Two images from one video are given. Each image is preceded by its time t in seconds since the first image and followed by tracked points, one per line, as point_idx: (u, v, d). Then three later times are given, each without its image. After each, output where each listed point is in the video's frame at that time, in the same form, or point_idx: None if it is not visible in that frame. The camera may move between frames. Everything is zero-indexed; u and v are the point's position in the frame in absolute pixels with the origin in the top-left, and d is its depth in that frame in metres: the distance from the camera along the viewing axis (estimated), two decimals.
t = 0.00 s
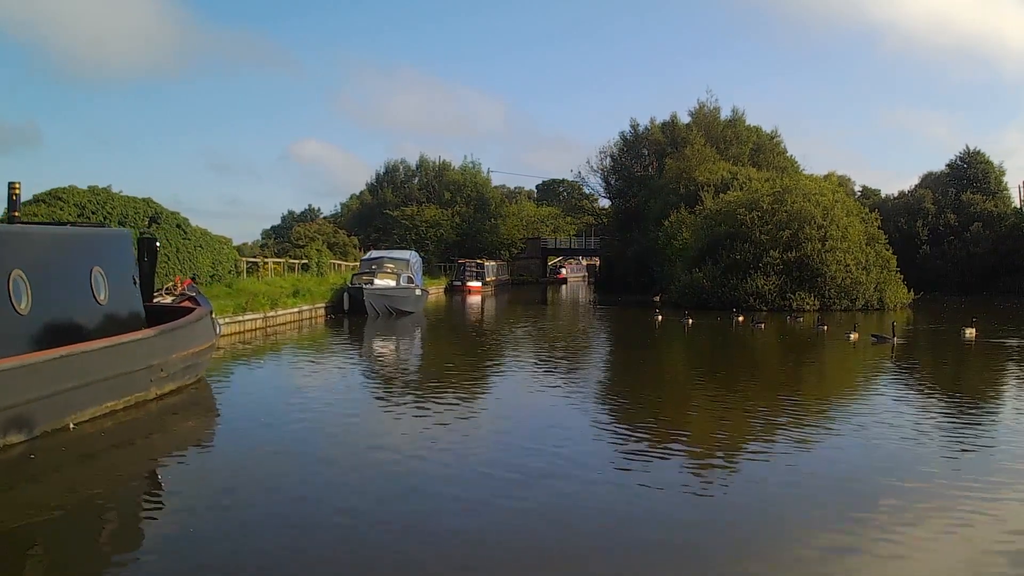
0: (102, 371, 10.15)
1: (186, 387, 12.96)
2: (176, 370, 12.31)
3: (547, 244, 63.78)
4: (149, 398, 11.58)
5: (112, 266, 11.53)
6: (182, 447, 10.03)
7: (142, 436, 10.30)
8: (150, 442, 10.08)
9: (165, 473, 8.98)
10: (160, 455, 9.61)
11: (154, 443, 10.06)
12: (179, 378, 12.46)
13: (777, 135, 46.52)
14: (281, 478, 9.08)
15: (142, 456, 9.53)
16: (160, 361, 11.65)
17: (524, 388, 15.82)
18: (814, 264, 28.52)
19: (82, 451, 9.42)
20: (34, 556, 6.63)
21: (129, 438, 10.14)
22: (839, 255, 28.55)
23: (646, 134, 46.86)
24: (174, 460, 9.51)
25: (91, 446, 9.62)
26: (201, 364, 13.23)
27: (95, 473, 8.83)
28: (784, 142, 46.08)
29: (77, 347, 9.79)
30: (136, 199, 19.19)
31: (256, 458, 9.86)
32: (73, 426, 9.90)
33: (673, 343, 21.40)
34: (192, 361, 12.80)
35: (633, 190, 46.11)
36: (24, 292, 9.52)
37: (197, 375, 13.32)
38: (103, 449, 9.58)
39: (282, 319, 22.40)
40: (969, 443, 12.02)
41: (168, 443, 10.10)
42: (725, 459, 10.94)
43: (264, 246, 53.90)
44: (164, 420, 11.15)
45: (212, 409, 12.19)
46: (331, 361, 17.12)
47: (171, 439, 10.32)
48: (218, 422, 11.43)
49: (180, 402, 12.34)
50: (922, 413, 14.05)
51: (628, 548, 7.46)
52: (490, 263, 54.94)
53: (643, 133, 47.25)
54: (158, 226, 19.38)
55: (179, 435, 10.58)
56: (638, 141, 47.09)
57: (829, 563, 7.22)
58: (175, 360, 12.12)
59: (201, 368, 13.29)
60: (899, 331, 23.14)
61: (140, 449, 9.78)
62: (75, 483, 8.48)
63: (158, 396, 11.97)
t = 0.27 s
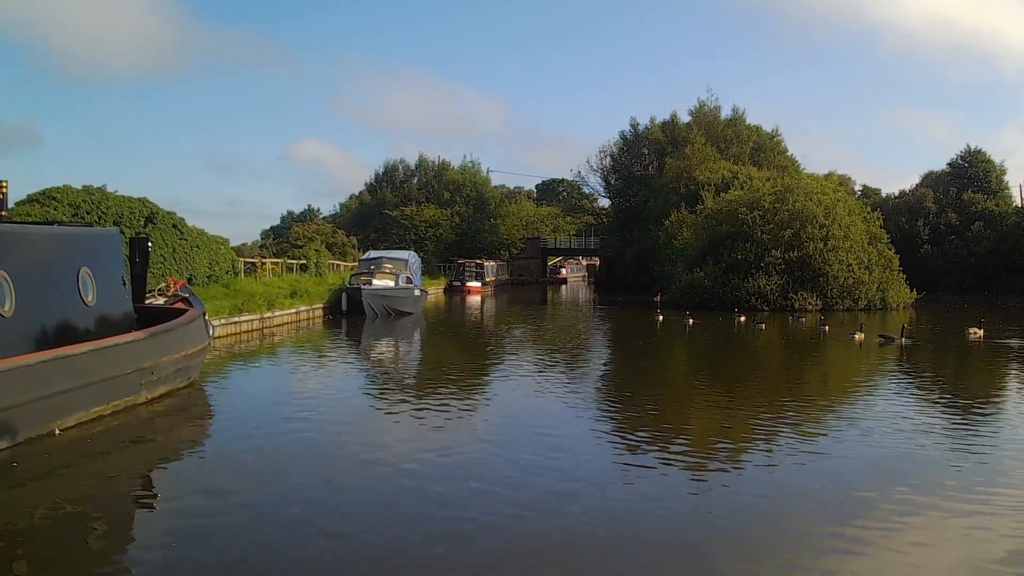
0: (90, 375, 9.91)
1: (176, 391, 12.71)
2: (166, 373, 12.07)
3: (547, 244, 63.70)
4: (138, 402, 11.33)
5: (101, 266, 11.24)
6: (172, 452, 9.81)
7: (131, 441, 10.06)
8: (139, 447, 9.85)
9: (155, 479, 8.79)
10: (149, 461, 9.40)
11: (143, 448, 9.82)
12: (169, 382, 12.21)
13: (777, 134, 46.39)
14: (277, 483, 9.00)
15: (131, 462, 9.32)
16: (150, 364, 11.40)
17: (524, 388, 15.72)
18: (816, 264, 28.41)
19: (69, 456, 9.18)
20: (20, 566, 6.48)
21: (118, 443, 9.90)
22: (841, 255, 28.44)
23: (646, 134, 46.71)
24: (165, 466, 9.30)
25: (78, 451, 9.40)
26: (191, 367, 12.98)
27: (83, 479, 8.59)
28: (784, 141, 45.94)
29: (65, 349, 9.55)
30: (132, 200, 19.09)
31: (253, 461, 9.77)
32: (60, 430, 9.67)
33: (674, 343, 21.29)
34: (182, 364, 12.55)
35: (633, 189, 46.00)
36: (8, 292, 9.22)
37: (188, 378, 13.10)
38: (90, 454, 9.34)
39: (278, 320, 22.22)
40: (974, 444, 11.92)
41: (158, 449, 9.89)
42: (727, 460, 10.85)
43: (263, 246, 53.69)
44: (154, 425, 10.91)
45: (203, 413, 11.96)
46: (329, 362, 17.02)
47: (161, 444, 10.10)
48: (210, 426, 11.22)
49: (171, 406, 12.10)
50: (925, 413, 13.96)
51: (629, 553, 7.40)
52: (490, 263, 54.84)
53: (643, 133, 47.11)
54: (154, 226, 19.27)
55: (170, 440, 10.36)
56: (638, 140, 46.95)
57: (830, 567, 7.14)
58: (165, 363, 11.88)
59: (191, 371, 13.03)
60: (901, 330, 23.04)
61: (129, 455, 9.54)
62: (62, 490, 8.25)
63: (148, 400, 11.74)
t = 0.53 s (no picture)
0: (76, 378, 9.58)
1: (167, 395, 12.37)
2: (156, 376, 11.74)
3: (546, 244, 63.65)
4: (126, 406, 10.99)
5: (89, 267, 10.95)
6: (161, 458, 9.49)
7: (119, 446, 9.75)
8: (127, 454, 9.53)
9: (144, 486, 8.51)
10: (137, 468, 9.09)
11: (130, 455, 9.50)
12: (159, 386, 11.87)
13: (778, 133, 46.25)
14: (273, 486, 8.87)
15: (118, 469, 9.02)
16: (139, 367, 11.08)
17: (524, 388, 15.60)
18: (819, 264, 28.28)
19: (54, 463, 8.88)
20: None
21: (105, 449, 9.57)
22: (843, 254, 28.30)
23: (647, 133, 46.54)
24: (153, 472, 9.01)
25: (65, 458, 9.08)
26: (181, 371, 12.65)
27: (67, 488, 8.29)
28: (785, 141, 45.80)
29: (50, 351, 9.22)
30: (128, 199, 18.95)
31: (248, 464, 9.64)
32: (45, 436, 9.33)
33: (676, 343, 21.16)
34: (172, 367, 12.22)
35: (633, 189, 45.88)
36: None
37: (179, 382, 12.76)
38: (76, 461, 9.04)
39: (275, 321, 22.03)
40: (978, 443, 11.83)
41: (146, 455, 9.55)
42: (729, 459, 10.75)
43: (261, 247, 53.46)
44: (144, 430, 10.59)
45: (195, 417, 11.65)
46: (327, 362, 16.89)
47: (150, 450, 9.79)
48: (202, 431, 10.91)
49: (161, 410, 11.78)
50: (929, 413, 13.87)
51: (632, 557, 7.27)
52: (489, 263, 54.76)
53: (643, 132, 46.96)
54: (149, 226, 19.14)
55: (159, 445, 10.05)
56: (638, 140, 46.81)
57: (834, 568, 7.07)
58: (154, 366, 11.56)
59: (182, 375, 12.70)
60: (905, 330, 22.92)
61: (116, 462, 9.23)
62: (46, 500, 7.97)
63: (137, 404, 11.40)
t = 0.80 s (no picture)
0: (61, 384, 9.24)
1: (159, 398, 12.05)
2: (146, 380, 11.40)
3: (546, 244, 63.55)
4: (116, 411, 10.66)
5: (77, 269, 10.67)
6: (149, 468, 9.16)
7: (106, 455, 9.43)
8: (113, 463, 9.21)
9: (131, 497, 8.24)
10: (124, 478, 8.77)
11: (117, 464, 9.17)
12: (150, 389, 11.54)
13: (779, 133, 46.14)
14: (268, 490, 8.74)
15: (105, 478, 8.71)
16: (128, 371, 10.73)
17: (525, 388, 15.52)
18: (821, 263, 28.18)
19: (38, 473, 8.56)
20: None
21: (91, 458, 9.25)
22: (845, 254, 28.20)
23: (647, 133, 46.44)
24: (140, 483, 8.70)
25: (48, 467, 8.75)
26: (173, 373, 12.30)
27: (50, 500, 7.98)
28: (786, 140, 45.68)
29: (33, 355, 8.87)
30: (124, 199, 18.87)
31: (244, 467, 9.52)
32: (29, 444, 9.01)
33: (678, 343, 21.06)
34: (163, 370, 11.87)
35: (633, 189, 45.78)
36: None
37: (171, 384, 12.43)
38: (60, 471, 8.72)
39: (271, 322, 21.85)
40: (981, 444, 11.77)
41: (134, 464, 9.24)
42: (730, 460, 10.69)
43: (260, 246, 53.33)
44: (132, 437, 10.27)
45: (187, 422, 11.31)
46: (325, 363, 16.82)
47: (138, 458, 9.46)
48: (193, 437, 10.59)
49: (151, 415, 11.46)
50: (931, 413, 13.80)
51: (633, 562, 7.15)
52: (489, 262, 54.66)
53: (643, 131, 46.86)
54: (145, 225, 19.04)
55: (148, 453, 9.72)
56: (638, 139, 46.71)
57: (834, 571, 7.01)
58: (144, 369, 11.21)
59: (173, 377, 12.35)
60: (907, 330, 22.81)
61: (102, 471, 8.90)
62: (28, 512, 7.68)
63: (127, 409, 11.07)
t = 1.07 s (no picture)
0: (45, 389, 8.96)
1: (151, 402, 11.78)
2: (137, 383, 11.12)
3: (546, 244, 63.44)
4: (105, 416, 10.39)
5: (72, 272, 10.51)
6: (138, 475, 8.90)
7: (94, 461, 9.18)
8: (101, 470, 8.95)
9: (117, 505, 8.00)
10: (110, 487, 8.51)
11: (106, 471, 8.93)
12: (141, 392, 11.27)
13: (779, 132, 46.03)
14: (265, 493, 8.65)
15: (91, 487, 8.47)
16: (117, 374, 10.45)
17: (525, 388, 15.44)
18: (822, 263, 28.08)
19: (20, 482, 8.30)
20: None
21: (77, 466, 8.99)
22: (847, 254, 28.10)
23: (648, 132, 46.33)
24: (127, 491, 8.44)
25: (32, 476, 8.49)
26: (166, 375, 12.02)
27: (31, 511, 7.73)
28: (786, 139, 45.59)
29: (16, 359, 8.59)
30: (120, 198, 18.78)
31: (240, 470, 9.41)
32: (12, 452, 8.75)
33: (679, 343, 20.98)
34: (155, 372, 11.58)
35: (633, 188, 45.68)
36: None
37: (164, 387, 12.16)
38: (44, 479, 8.46)
39: (268, 322, 21.66)
40: (984, 444, 11.70)
41: (122, 471, 8.97)
42: (730, 460, 10.62)
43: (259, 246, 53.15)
44: (123, 442, 10.01)
45: (180, 426, 11.04)
46: (323, 363, 16.72)
47: (126, 465, 9.19)
48: (186, 441, 10.33)
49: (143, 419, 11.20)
50: (933, 414, 13.72)
51: (634, 566, 7.05)
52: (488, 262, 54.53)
53: (644, 131, 46.75)
54: (141, 225, 18.96)
55: (136, 459, 9.45)
56: (638, 139, 46.62)
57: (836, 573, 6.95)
58: (135, 372, 10.93)
59: (166, 379, 12.06)
60: (909, 331, 22.71)
61: (88, 479, 8.64)
62: (10, 523, 7.44)
63: (118, 413, 10.80)
